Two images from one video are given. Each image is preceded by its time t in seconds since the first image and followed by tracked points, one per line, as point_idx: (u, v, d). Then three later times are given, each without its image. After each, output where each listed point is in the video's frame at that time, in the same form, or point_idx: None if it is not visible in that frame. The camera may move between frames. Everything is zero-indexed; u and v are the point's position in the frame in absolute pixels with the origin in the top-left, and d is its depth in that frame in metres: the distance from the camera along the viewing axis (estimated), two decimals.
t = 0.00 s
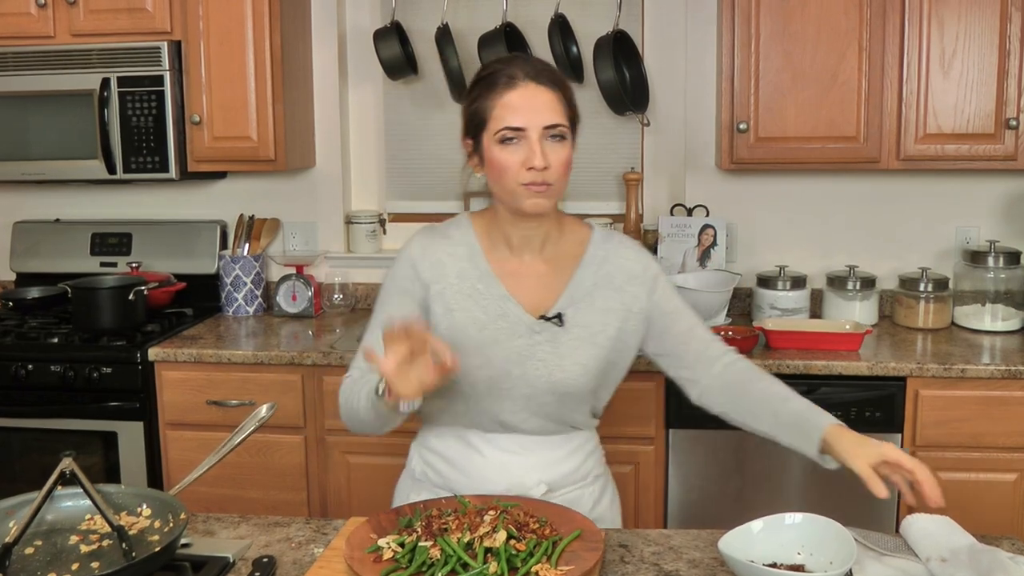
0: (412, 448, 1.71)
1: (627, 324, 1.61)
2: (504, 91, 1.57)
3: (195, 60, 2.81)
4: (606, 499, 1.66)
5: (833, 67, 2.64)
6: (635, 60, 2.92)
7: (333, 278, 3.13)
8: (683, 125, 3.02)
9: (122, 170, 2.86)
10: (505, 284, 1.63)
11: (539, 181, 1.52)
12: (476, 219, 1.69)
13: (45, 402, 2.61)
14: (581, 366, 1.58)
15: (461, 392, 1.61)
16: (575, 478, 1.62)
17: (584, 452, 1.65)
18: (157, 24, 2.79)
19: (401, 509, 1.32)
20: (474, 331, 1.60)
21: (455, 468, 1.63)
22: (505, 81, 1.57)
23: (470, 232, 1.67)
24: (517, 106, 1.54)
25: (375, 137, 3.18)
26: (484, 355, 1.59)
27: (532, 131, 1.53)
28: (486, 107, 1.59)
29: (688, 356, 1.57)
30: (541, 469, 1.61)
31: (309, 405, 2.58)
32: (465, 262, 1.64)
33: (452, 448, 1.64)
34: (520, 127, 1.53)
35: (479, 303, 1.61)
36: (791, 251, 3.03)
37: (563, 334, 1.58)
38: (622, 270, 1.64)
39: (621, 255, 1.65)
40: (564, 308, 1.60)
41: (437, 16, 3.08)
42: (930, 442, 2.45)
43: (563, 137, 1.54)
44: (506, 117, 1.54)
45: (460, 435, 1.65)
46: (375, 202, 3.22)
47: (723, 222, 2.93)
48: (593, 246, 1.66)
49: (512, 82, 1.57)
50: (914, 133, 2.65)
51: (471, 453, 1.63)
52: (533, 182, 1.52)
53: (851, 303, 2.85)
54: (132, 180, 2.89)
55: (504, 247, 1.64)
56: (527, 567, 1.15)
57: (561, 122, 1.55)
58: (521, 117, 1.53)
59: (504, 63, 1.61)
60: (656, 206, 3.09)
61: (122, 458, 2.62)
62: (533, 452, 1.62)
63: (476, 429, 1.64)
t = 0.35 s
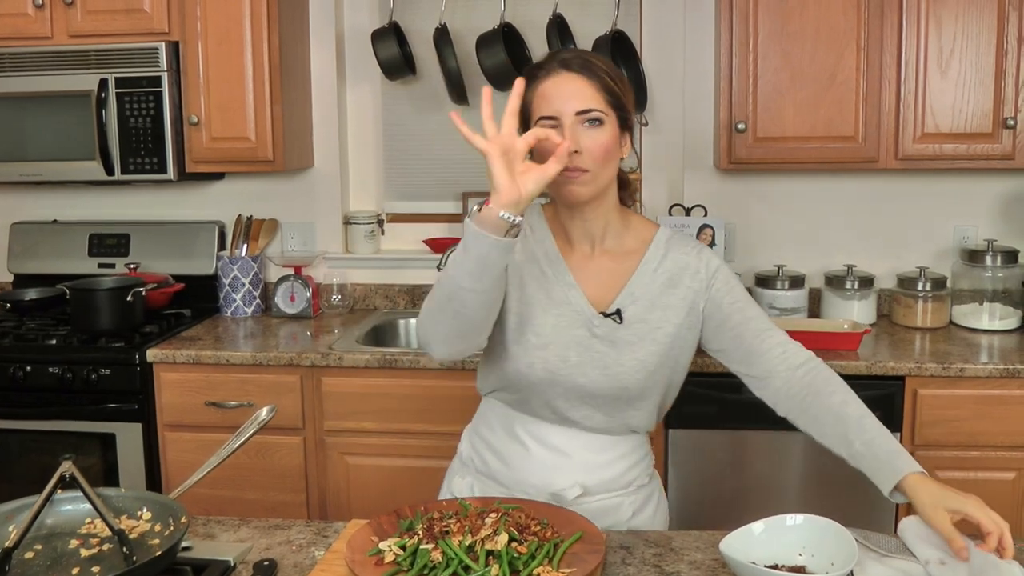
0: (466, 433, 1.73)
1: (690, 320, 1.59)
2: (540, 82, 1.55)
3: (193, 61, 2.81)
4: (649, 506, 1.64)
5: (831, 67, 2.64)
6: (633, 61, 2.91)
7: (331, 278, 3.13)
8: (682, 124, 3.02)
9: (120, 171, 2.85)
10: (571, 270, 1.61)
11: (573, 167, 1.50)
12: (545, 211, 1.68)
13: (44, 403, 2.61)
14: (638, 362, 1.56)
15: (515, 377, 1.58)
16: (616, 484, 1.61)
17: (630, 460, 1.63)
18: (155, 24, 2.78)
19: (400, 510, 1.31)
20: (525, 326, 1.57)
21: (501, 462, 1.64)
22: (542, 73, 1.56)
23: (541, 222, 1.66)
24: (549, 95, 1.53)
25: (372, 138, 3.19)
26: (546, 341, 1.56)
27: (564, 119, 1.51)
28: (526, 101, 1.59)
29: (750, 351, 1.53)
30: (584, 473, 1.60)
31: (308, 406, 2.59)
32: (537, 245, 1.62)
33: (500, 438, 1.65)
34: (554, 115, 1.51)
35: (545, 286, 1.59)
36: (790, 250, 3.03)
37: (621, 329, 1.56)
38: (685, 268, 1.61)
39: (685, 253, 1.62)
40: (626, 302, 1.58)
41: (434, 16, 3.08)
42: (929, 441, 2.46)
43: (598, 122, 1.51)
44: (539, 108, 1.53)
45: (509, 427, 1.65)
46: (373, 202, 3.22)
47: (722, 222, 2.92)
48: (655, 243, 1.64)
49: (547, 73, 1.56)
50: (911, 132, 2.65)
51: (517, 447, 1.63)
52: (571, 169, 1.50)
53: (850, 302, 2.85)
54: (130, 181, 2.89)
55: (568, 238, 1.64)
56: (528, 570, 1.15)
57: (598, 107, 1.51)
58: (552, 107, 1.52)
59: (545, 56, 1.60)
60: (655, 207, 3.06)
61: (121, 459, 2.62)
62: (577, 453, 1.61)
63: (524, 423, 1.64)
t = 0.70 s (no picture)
0: (465, 437, 1.73)
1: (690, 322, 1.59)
2: (539, 80, 1.56)
3: (189, 61, 2.80)
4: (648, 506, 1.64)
5: (828, 69, 2.64)
6: (631, 62, 2.91)
7: (327, 279, 3.13)
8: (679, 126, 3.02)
9: (115, 172, 2.84)
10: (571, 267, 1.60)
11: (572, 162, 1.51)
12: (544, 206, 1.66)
13: (39, 405, 2.60)
14: (639, 361, 1.56)
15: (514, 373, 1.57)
16: (614, 485, 1.60)
17: (628, 460, 1.63)
18: (151, 24, 2.77)
19: (399, 513, 1.31)
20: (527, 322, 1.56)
21: (499, 465, 1.63)
22: (542, 71, 1.57)
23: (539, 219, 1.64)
24: (548, 92, 1.53)
25: (368, 139, 3.18)
26: (545, 338, 1.56)
27: (563, 115, 1.51)
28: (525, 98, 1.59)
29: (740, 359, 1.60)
30: (582, 475, 1.59)
31: (304, 409, 2.58)
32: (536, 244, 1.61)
33: (496, 442, 1.64)
34: (551, 114, 1.52)
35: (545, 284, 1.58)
36: (787, 252, 3.03)
37: (621, 327, 1.56)
38: (685, 272, 1.62)
39: (686, 259, 1.63)
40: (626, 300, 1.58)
41: (431, 17, 3.08)
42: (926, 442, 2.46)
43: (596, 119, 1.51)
44: (538, 104, 1.53)
45: (505, 430, 1.64)
46: (369, 204, 3.22)
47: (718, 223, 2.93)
48: (655, 246, 1.64)
49: (547, 71, 1.56)
50: (908, 134, 2.65)
51: (513, 450, 1.62)
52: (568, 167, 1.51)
53: (846, 303, 2.85)
54: (126, 182, 2.88)
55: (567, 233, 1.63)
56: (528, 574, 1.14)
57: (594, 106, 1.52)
58: (552, 103, 1.52)
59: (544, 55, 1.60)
60: (652, 207, 3.08)
61: (116, 462, 2.61)
62: (573, 455, 1.60)
63: (519, 426, 1.63)
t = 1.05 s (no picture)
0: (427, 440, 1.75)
1: (633, 313, 1.73)
2: (485, 107, 1.60)
3: (184, 61, 2.79)
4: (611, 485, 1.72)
5: (824, 69, 2.64)
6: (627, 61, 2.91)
7: (322, 280, 3.12)
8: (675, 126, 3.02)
9: (111, 171, 2.83)
10: (527, 271, 1.67)
11: (522, 191, 1.58)
12: (493, 219, 1.73)
13: (34, 406, 2.59)
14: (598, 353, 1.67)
15: (481, 375, 1.65)
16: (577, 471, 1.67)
17: (588, 445, 1.69)
18: (146, 24, 2.77)
19: (397, 515, 1.30)
20: (484, 334, 1.64)
21: (467, 465, 1.66)
22: (488, 98, 1.60)
23: (486, 230, 1.70)
24: (496, 122, 1.58)
25: (364, 139, 3.18)
26: (506, 341, 1.64)
27: (510, 145, 1.57)
28: (474, 123, 1.63)
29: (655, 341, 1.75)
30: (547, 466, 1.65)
31: (300, 410, 2.58)
32: (488, 254, 1.66)
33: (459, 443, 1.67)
34: (500, 142, 1.57)
35: (502, 289, 1.64)
36: (782, 252, 3.04)
37: (581, 322, 1.66)
38: (632, 267, 1.73)
39: (630, 254, 1.74)
40: (582, 298, 1.68)
41: (426, 17, 3.08)
42: (922, 442, 2.46)
43: (543, 147, 1.57)
44: (486, 133, 1.59)
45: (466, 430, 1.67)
46: (365, 204, 3.21)
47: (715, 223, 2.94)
48: (606, 245, 1.73)
49: (492, 98, 1.60)
50: (904, 135, 2.65)
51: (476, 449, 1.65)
52: (518, 194, 1.58)
53: (842, 304, 2.85)
54: (121, 182, 2.87)
55: (519, 240, 1.69)
56: None
57: (540, 134, 1.58)
58: (499, 133, 1.57)
59: (490, 77, 1.63)
60: (647, 207, 3.09)
61: (112, 463, 2.60)
62: (536, 447, 1.65)
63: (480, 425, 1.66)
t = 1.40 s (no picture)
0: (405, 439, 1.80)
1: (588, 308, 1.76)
2: (442, 118, 1.61)
3: (181, 61, 2.78)
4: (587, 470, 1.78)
5: (824, 71, 2.64)
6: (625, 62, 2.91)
7: (320, 282, 3.11)
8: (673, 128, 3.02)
9: (107, 172, 2.82)
10: (485, 272, 1.71)
11: (481, 197, 1.60)
12: (454, 222, 1.77)
13: (31, 408, 2.57)
14: (559, 348, 1.71)
15: (446, 371, 1.70)
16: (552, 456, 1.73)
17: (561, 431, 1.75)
18: (143, 24, 2.76)
19: (399, 518, 1.29)
20: (443, 332, 1.69)
21: (444, 456, 1.72)
22: (445, 109, 1.62)
23: (447, 232, 1.74)
24: (453, 131, 1.59)
25: (361, 140, 3.17)
26: (468, 338, 1.69)
27: (469, 153, 1.58)
28: (433, 133, 1.65)
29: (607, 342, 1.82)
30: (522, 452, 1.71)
31: (299, 411, 2.57)
32: (448, 255, 1.71)
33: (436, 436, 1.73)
34: (458, 151, 1.58)
35: (461, 289, 1.69)
36: (780, 255, 3.04)
37: (539, 319, 1.70)
38: (590, 265, 1.75)
39: (590, 252, 1.76)
40: (540, 296, 1.71)
41: (424, 17, 3.07)
42: (921, 444, 2.46)
43: (500, 154, 1.58)
44: (445, 143, 1.60)
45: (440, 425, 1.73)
46: (362, 206, 3.21)
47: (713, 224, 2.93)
48: (564, 242, 1.76)
49: (449, 108, 1.61)
50: (903, 136, 2.65)
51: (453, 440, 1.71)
52: (479, 201, 1.60)
53: (840, 305, 2.85)
54: (118, 182, 2.86)
55: (478, 242, 1.73)
56: None
57: (495, 139, 1.59)
58: (457, 142, 1.58)
59: (446, 89, 1.64)
60: (644, 209, 3.09)
61: (109, 464, 2.58)
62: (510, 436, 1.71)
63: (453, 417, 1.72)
